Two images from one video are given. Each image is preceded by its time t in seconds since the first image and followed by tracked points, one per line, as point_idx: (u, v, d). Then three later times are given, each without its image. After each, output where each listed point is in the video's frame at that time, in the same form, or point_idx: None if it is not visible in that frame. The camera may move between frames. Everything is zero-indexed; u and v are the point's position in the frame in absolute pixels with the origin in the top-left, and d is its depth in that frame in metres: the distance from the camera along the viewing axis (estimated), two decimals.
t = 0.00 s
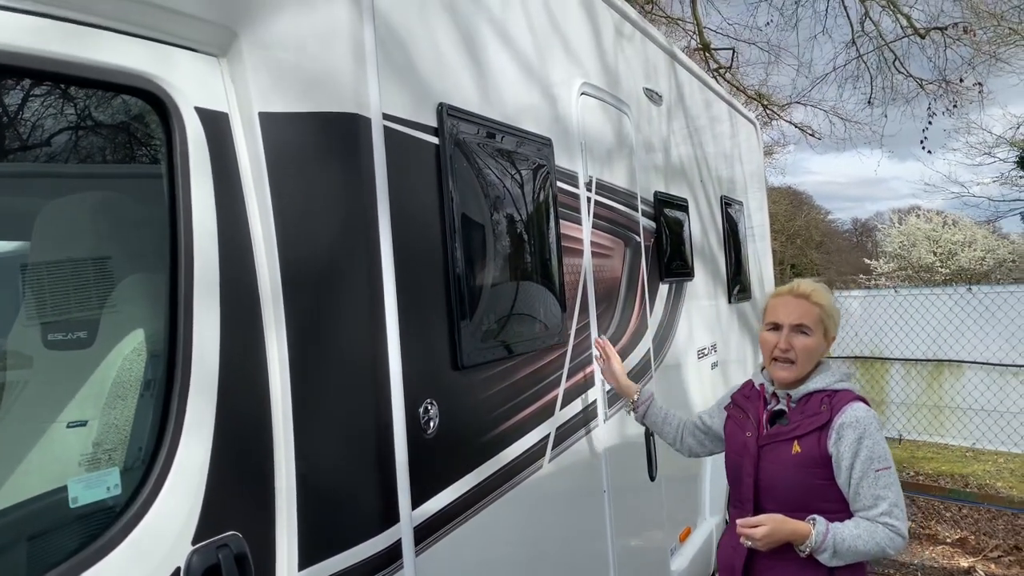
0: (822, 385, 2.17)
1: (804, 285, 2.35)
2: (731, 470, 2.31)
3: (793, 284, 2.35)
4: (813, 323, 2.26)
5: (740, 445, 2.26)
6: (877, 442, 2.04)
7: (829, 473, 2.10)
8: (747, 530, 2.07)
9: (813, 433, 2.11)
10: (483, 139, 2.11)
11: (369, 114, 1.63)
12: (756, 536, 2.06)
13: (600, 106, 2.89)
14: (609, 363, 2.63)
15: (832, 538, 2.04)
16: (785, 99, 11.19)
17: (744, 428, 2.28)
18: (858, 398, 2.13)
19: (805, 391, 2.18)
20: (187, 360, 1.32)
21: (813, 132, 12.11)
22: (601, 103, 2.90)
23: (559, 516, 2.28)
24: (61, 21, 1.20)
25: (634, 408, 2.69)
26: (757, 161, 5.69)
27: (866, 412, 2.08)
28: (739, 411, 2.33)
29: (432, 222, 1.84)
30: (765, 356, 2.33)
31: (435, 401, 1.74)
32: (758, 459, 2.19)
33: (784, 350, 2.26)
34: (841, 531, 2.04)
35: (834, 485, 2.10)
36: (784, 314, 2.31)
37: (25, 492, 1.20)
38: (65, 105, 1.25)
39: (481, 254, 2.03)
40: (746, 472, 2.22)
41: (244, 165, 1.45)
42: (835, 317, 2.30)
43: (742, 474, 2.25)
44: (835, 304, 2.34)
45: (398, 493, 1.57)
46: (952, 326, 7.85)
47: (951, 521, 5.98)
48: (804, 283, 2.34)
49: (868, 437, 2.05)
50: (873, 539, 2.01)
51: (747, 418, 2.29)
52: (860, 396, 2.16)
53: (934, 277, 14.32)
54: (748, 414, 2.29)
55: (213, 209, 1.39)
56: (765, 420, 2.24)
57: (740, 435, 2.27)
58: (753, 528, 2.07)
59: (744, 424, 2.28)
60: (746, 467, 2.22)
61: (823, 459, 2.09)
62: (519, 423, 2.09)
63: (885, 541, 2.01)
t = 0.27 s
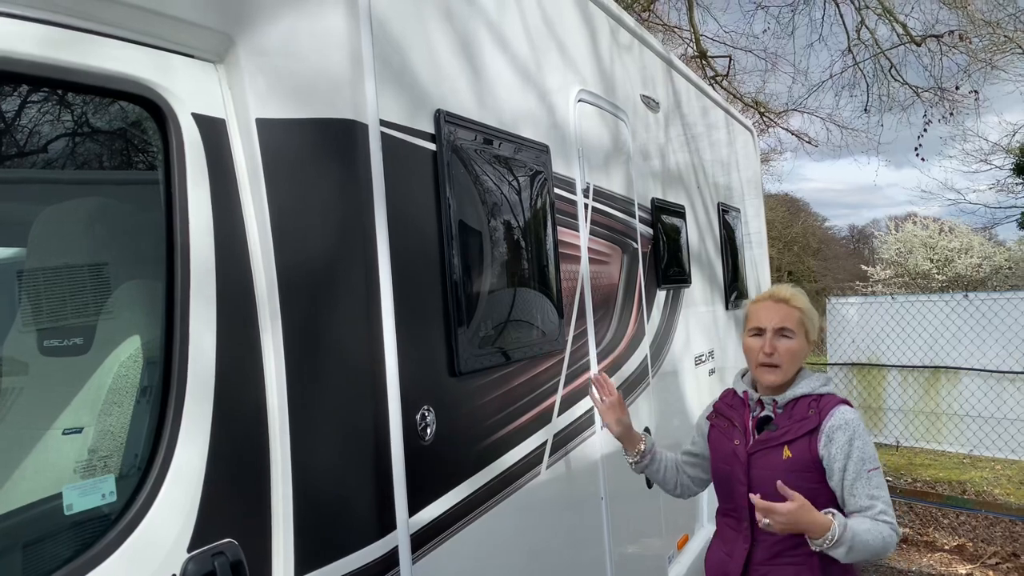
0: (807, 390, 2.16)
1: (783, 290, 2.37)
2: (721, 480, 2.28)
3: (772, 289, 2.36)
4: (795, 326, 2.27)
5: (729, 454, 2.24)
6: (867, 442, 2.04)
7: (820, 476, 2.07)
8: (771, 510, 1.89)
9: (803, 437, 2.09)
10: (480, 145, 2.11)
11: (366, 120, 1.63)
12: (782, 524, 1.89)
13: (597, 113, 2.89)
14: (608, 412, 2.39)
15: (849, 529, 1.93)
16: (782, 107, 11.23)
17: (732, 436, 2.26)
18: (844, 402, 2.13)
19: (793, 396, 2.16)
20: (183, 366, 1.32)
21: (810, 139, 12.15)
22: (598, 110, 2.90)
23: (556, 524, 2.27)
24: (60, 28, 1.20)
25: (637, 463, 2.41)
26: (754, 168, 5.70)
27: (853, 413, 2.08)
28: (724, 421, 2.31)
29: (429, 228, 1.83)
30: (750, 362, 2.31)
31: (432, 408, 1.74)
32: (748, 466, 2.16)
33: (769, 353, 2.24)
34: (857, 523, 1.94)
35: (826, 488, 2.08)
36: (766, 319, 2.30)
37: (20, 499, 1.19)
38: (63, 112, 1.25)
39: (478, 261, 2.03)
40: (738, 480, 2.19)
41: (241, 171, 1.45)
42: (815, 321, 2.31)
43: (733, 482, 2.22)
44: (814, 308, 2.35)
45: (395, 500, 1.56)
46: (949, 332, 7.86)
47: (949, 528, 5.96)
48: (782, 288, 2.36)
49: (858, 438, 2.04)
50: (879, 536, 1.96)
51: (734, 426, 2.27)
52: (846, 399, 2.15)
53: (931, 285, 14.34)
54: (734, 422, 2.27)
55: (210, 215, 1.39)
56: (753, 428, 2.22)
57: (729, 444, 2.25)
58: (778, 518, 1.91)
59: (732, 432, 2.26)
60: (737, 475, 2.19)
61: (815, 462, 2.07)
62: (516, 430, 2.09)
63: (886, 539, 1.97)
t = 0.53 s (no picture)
0: (795, 390, 2.16)
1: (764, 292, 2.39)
2: (712, 487, 2.22)
3: (754, 292, 2.38)
4: (777, 325, 2.28)
5: (720, 459, 2.18)
6: (858, 439, 2.06)
7: (814, 476, 2.07)
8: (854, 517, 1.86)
9: (795, 438, 2.08)
10: (478, 148, 2.11)
11: (363, 122, 1.63)
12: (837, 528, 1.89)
13: (595, 117, 2.89)
14: (600, 489, 2.27)
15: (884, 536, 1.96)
16: (779, 112, 11.26)
17: (721, 441, 2.20)
18: (831, 400, 2.14)
19: (781, 397, 2.16)
20: (178, 368, 1.31)
21: (807, 144, 12.18)
22: (596, 113, 2.90)
23: (554, 528, 2.26)
24: (55, 27, 1.20)
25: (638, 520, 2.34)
26: (752, 173, 5.71)
27: (842, 411, 2.10)
28: (711, 426, 2.25)
29: (427, 231, 1.83)
30: (733, 363, 2.30)
31: (430, 411, 1.73)
32: (743, 471, 2.12)
33: (753, 351, 2.24)
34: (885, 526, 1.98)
35: (820, 488, 2.08)
36: (748, 319, 2.31)
37: (13, 502, 1.18)
38: (59, 115, 1.24)
39: (476, 265, 2.02)
40: (732, 486, 2.14)
41: (237, 173, 1.44)
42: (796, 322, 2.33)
43: (727, 488, 2.16)
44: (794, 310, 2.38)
45: (392, 504, 1.55)
46: (947, 337, 7.86)
47: (948, 533, 5.95)
48: (762, 291, 2.39)
49: (849, 435, 2.06)
50: (884, 533, 1.97)
51: (723, 431, 2.22)
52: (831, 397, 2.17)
53: (928, 289, 14.36)
54: (723, 427, 2.21)
55: (206, 216, 1.39)
56: (742, 431, 2.18)
57: (718, 449, 2.20)
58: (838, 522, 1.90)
59: (721, 438, 2.21)
60: (730, 480, 2.14)
61: (808, 462, 2.06)
62: (514, 434, 2.08)
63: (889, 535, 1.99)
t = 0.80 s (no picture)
0: (788, 388, 2.14)
1: (748, 289, 2.36)
2: (706, 491, 2.18)
3: (737, 289, 2.36)
4: (763, 323, 2.26)
5: (715, 462, 2.15)
6: (853, 435, 2.06)
7: (812, 473, 2.06)
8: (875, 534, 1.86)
9: (791, 435, 2.07)
10: (475, 146, 2.09)
11: (359, 117, 1.61)
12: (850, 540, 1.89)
13: (594, 116, 2.88)
14: (615, 516, 2.19)
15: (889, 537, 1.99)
16: (777, 115, 11.27)
17: (715, 444, 2.17)
18: (822, 397, 2.14)
19: (772, 396, 2.13)
20: (169, 365, 1.29)
21: (806, 147, 12.19)
22: (594, 112, 2.89)
23: (552, 529, 2.24)
24: (45, 17, 1.18)
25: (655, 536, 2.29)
26: (751, 175, 5.70)
27: (835, 407, 2.10)
28: (704, 429, 2.22)
29: (423, 228, 1.81)
30: (720, 362, 2.27)
31: (426, 410, 1.71)
32: (739, 472, 2.10)
33: (741, 350, 2.22)
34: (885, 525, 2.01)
35: (817, 485, 2.07)
36: (734, 317, 2.29)
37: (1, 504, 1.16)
38: (53, 113, 1.23)
39: (474, 264, 2.01)
40: (729, 488, 2.11)
41: (230, 168, 1.42)
42: (781, 317, 2.30)
43: (723, 491, 2.13)
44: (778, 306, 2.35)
45: (388, 504, 1.53)
46: (945, 339, 7.85)
47: (947, 536, 5.92)
48: (746, 287, 2.36)
49: (842, 430, 2.06)
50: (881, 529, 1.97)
51: (716, 433, 2.19)
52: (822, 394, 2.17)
53: (927, 292, 14.36)
54: (716, 429, 2.19)
55: (198, 211, 1.36)
56: (736, 432, 2.16)
57: (714, 451, 2.16)
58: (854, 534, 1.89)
59: (715, 440, 2.18)
60: (727, 483, 2.11)
61: (805, 460, 2.05)
62: (512, 434, 2.06)
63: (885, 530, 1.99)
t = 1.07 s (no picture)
0: (784, 386, 2.13)
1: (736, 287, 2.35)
2: (704, 491, 2.16)
3: (725, 288, 2.34)
4: (755, 320, 2.25)
5: (712, 462, 2.13)
6: (851, 432, 2.06)
7: (810, 472, 2.05)
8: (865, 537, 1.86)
9: (790, 434, 2.05)
10: (471, 142, 2.07)
11: (353, 110, 1.59)
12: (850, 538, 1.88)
13: (591, 113, 2.86)
14: (631, 533, 2.16)
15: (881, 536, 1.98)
16: (775, 116, 11.27)
17: (713, 443, 2.16)
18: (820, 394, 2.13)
19: (768, 394, 2.12)
20: (160, 361, 1.27)
21: (803, 148, 12.19)
22: (591, 109, 2.87)
23: (550, 530, 2.22)
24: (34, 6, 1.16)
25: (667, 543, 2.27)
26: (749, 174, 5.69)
27: (833, 404, 2.09)
28: (700, 429, 2.20)
29: (419, 224, 1.79)
30: (713, 362, 2.25)
31: (421, 408, 1.69)
32: (738, 472, 2.08)
33: (734, 349, 2.20)
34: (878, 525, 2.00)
35: (816, 483, 2.06)
36: (724, 316, 2.27)
37: None
38: (47, 110, 1.22)
39: (470, 262, 1.99)
40: (728, 488, 2.09)
41: (223, 161, 1.40)
42: (771, 314, 2.29)
43: (722, 491, 2.11)
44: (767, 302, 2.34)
45: (382, 502, 1.51)
46: (944, 339, 7.84)
47: (946, 536, 5.91)
48: (735, 285, 2.35)
49: (840, 428, 2.06)
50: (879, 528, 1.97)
51: (713, 433, 2.17)
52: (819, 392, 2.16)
53: (925, 293, 14.37)
54: (713, 428, 2.17)
55: (190, 205, 1.35)
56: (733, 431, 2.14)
57: (712, 451, 2.14)
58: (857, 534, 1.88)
59: (712, 439, 2.16)
60: (726, 483, 2.09)
61: (804, 458, 2.04)
62: (509, 432, 2.04)
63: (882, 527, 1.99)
